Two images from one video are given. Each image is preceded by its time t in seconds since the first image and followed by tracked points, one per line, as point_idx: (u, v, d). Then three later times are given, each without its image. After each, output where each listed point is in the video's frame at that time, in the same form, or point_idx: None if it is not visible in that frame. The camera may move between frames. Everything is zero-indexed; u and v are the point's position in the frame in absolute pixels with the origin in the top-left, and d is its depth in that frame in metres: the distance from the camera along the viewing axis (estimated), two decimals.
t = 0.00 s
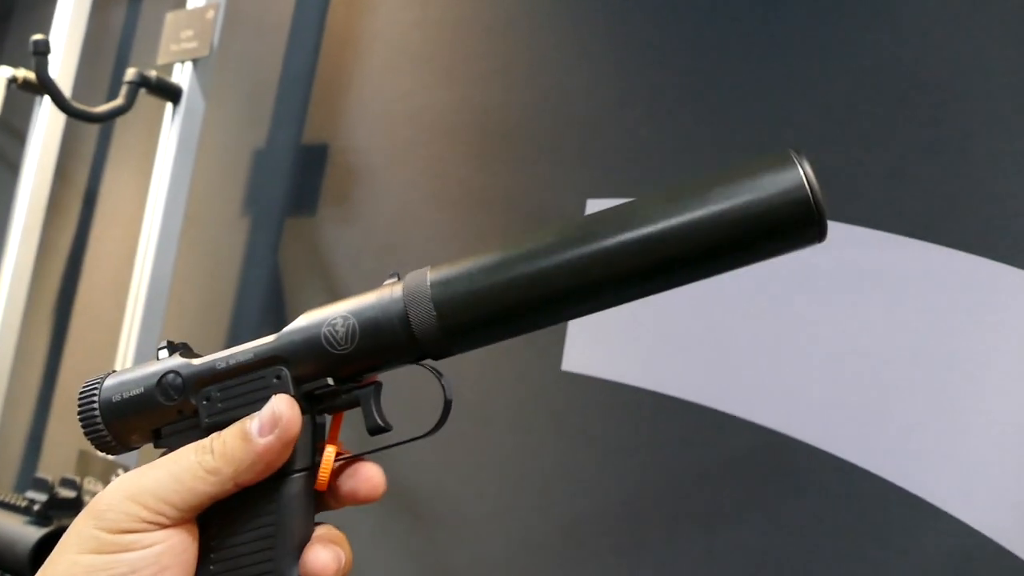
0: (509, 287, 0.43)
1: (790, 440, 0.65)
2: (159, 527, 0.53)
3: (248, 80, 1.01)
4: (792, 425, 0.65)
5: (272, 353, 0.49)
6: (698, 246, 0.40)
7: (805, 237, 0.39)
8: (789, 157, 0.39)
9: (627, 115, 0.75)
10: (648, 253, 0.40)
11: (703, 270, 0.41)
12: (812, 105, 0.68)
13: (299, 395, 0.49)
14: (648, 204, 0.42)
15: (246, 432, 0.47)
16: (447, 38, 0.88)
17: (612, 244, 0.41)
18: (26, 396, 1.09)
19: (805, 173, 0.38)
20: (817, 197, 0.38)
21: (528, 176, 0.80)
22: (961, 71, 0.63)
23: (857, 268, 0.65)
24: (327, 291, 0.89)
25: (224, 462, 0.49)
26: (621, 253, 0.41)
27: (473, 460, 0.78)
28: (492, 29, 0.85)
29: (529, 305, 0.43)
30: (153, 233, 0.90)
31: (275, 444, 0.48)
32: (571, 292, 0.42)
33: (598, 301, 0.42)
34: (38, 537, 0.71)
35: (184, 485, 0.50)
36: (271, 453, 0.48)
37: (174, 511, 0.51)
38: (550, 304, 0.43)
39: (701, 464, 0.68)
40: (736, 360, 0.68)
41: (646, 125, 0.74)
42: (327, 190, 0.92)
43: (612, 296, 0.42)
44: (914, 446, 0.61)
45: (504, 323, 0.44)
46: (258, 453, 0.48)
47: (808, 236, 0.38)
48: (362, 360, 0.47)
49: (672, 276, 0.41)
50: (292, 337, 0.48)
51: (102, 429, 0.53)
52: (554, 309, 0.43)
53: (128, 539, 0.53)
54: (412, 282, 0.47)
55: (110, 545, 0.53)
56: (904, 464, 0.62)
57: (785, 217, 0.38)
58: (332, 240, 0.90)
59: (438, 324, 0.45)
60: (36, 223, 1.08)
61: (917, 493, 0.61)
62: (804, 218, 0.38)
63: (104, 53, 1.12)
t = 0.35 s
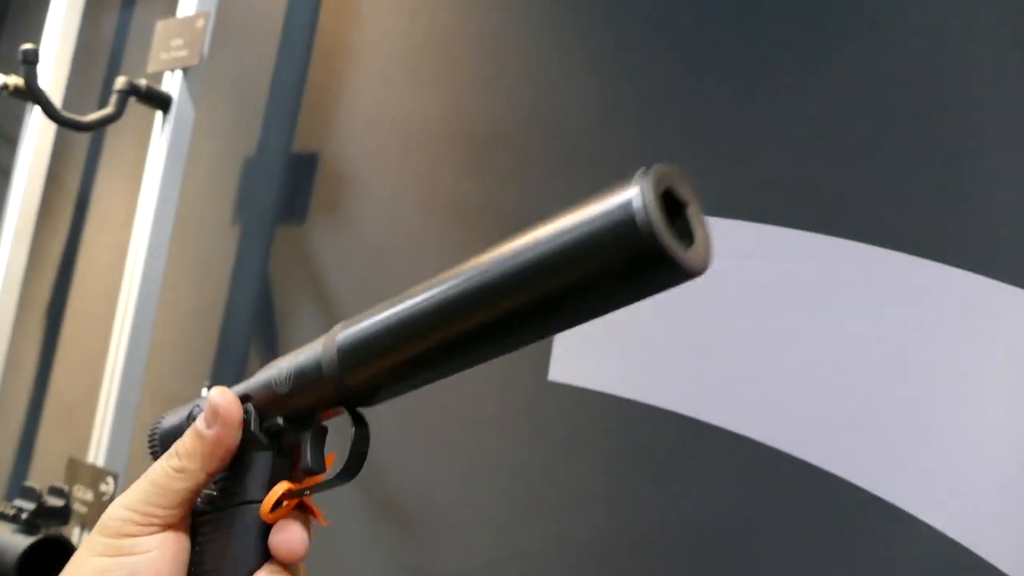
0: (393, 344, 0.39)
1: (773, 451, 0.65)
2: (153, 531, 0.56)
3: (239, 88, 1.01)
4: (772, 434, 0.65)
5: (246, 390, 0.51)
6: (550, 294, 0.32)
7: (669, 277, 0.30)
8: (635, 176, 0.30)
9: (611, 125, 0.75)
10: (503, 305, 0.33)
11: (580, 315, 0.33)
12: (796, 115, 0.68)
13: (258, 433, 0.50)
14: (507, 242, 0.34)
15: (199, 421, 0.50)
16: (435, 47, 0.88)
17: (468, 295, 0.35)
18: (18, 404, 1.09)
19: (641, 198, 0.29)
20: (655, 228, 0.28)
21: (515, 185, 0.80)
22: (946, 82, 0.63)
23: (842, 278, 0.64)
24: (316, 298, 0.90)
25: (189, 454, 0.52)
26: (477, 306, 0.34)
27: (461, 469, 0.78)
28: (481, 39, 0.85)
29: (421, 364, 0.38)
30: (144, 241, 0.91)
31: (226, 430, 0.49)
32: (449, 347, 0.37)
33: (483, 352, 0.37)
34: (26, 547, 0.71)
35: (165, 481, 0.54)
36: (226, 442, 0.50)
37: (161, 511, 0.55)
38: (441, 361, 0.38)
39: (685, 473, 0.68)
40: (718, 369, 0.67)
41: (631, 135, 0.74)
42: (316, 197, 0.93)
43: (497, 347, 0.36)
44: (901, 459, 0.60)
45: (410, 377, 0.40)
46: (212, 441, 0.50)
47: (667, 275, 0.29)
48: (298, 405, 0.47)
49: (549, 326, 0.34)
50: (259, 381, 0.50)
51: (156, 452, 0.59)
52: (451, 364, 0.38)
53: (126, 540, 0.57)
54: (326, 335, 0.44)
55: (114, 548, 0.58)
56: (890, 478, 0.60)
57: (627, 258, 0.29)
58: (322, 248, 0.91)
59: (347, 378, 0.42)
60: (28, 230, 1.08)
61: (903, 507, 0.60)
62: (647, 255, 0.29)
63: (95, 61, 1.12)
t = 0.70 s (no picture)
0: (361, 437, 0.36)
1: (781, 445, 0.64)
2: (165, 550, 0.59)
3: (242, 91, 1.02)
4: (779, 429, 0.64)
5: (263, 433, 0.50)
6: (475, 443, 0.28)
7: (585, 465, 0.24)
8: (559, 320, 0.25)
9: (612, 121, 0.75)
10: (437, 438, 0.30)
11: (509, 468, 0.28)
12: (797, 107, 0.67)
13: (269, 482, 0.50)
14: (448, 364, 0.31)
15: (220, 460, 0.51)
16: (438, 47, 0.88)
17: (411, 415, 0.31)
18: (26, 408, 1.10)
19: (549, 359, 0.24)
20: (557, 399, 0.24)
21: (517, 183, 0.80)
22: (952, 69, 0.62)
23: (848, 270, 0.64)
24: (321, 300, 0.90)
25: (201, 488, 0.54)
26: (415, 429, 0.31)
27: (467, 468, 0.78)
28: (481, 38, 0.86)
29: (386, 465, 0.36)
30: (150, 244, 0.91)
31: (240, 475, 0.50)
32: (403, 459, 0.34)
33: (434, 472, 0.33)
34: (35, 549, 0.72)
35: (177, 506, 0.56)
36: (239, 486, 0.51)
37: (172, 533, 0.58)
38: (398, 467, 0.35)
39: (691, 469, 0.68)
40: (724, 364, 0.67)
41: (634, 131, 0.74)
42: (320, 199, 0.93)
43: (448, 473, 0.33)
44: (911, 453, 0.60)
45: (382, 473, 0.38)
46: (226, 481, 0.51)
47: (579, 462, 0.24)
48: (296, 464, 0.46)
49: (486, 470, 0.30)
50: (277, 422, 0.49)
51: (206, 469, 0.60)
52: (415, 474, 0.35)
53: (140, 558, 0.60)
54: (324, 404, 0.43)
55: (131, 561, 0.60)
56: (901, 471, 0.60)
57: (534, 428, 0.25)
58: (326, 249, 0.91)
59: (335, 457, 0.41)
60: (34, 235, 1.09)
61: (914, 501, 0.59)
62: (551, 435, 0.24)
63: (100, 65, 1.13)
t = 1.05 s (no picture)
0: (322, 437, 0.38)
1: (793, 428, 0.64)
2: (174, 536, 0.59)
3: (250, 89, 1.02)
4: (795, 413, 0.64)
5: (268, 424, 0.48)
6: (413, 457, 0.30)
7: (503, 490, 0.27)
8: (486, 338, 0.27)
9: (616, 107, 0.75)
10: (382, 446, 0.32)
11: (444, 479, 0.31)
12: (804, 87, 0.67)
13: (270, 476, 0.49)
14: (392, 379, 0.33)
15: (225, 451, 0.50)
16: (441, 38, 0.88)
17: (364, 419, 0.34)
18: (42, 408, 1.11)
19: (469, 380, 0.26)
20: (471, 421, 0.26)
21: (524, 172, 0.80)
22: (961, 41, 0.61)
23: (859, 250, 0.63)
24: (331, 294, 0.90)
25: (206, 477, 0.53)
26: (362, 438, 0.33)
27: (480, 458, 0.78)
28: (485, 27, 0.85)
29: (339, 465, 0.38)
30: (160, 243, 0.91)
31: (244, 468, 0.49)
32: (356, 463, 0.36)
33: (388, 479, 0.36)
34: (52, 545, 0.72)
35: (184, 495, 0.56)
36: (243, 478, 0.50)
37: (179, 520, 0.58)
38: (355, 473, 0.38)
39: (702, 454, 0.67)
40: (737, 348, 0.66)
41: (639, 116, 0.73)
42: (329, 194, 0.93)
43: (398, 480, 0.35)
44: (926, 433, 0.59)
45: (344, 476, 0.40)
46: (230, 472, 0.50)
47: (498, 488, 0.27)
48: (286, 461, 0.45)
49: (425, 480, 0.32)
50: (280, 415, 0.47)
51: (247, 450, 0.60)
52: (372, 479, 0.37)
53: (149, 543, 0.60)
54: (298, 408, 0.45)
55: (141, 546, 0.60)
56: (916, 452, 0.59)
57: (451, 448, 0.27)
58: (335, 243, 0.91)
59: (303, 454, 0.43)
60: (47, 237, 1.10)
61: (930, 482, 0.58)
62: (467, 461, 0.26)
63: (108, 67, 1.13)
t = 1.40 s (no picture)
0: (285, 412, 0.37)
1: (806, 426, 0.63)
2: (180, 527, 0.59)
3: (259, 85, 1.02)
4: (805, 409, 0.63)
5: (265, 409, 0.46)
6: (343, 428, 0.29)
7: (421, 462, 0.25)
8: (403, 287, 0.26)
9: (627, 101, 0.74)
10: (320, 417, 0.31)
11: (384, 461, 0.30)
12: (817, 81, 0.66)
13: (265, 462, 0.46)
14: (327, 356, 0.32)
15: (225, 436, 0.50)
16: (452, 33, 0.88)
17: (307, 389, 0.32)
18: (50, 402, 1.11)
19: (379, 334, 0.25)
20: (378, 386, 0.25)
21: (532, 167, 0.79)
22: (977, 35, 0.60)
23: (876, 247, 0.62)
24: (340, 289, 0.90)
25: (208, 464, 0.53)
26: (310, 418, 0.32)
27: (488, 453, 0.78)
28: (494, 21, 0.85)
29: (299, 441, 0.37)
30: (169, 237, 0.91)
31: (242, 452, 0.48)
32: (308, 438, 0.35)
33: (345, 462, 0.34)
34: (60, 538, 0.72)
35: (188, 484, 0.56)
36: (242, 463, 0.49)
37: (184, 510, 0.57)
38: (319, 457, 0.37)
39: (713, 451, 0.67)
40: (747, 344, 0.66)
41: (650, 110, 0.73)
42: (338, 189, 0.93)
43: (348, 459, 0.33)
44: (944, 433, 0.58)
45: (305, 454, 0.39)
46: (230, 458, 0.50)
47: (413, 459, 0.25)
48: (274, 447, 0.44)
49: (368, 460, 0.31)
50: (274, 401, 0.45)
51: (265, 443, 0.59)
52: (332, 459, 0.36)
53: (156, 534, 0.60)
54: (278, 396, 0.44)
55: (146, 541, 0.60)
56: (934, 451, 0.58)
57: (362, 412, 0.26)
58: (344, 238, 0.91)
59: (275, 431, 0.41)
60: (56, 232, 1.10)
61: (947, 481, 0.58)
62: (377, 427, 0.25)
63: (117, 61, 1.13)
